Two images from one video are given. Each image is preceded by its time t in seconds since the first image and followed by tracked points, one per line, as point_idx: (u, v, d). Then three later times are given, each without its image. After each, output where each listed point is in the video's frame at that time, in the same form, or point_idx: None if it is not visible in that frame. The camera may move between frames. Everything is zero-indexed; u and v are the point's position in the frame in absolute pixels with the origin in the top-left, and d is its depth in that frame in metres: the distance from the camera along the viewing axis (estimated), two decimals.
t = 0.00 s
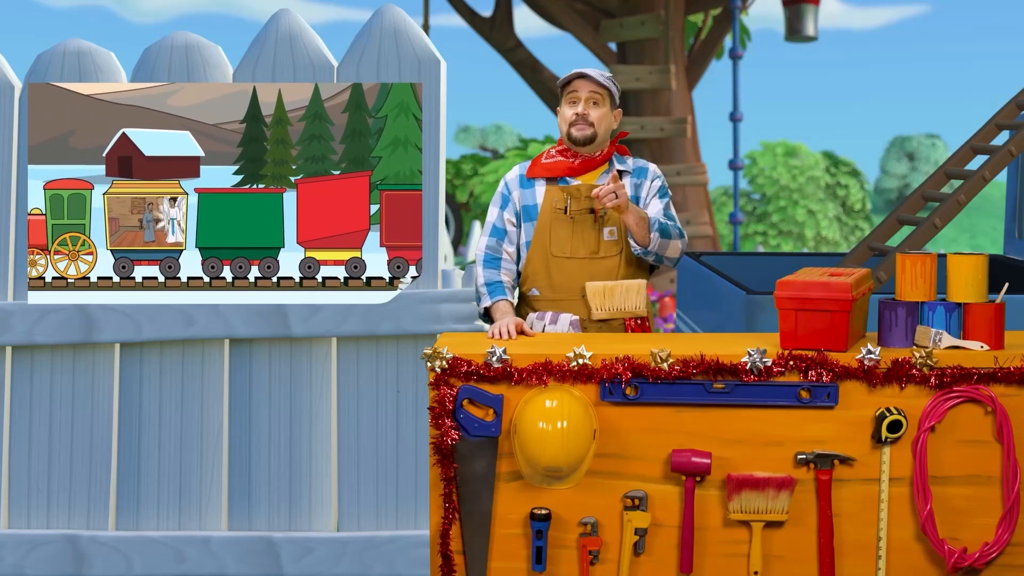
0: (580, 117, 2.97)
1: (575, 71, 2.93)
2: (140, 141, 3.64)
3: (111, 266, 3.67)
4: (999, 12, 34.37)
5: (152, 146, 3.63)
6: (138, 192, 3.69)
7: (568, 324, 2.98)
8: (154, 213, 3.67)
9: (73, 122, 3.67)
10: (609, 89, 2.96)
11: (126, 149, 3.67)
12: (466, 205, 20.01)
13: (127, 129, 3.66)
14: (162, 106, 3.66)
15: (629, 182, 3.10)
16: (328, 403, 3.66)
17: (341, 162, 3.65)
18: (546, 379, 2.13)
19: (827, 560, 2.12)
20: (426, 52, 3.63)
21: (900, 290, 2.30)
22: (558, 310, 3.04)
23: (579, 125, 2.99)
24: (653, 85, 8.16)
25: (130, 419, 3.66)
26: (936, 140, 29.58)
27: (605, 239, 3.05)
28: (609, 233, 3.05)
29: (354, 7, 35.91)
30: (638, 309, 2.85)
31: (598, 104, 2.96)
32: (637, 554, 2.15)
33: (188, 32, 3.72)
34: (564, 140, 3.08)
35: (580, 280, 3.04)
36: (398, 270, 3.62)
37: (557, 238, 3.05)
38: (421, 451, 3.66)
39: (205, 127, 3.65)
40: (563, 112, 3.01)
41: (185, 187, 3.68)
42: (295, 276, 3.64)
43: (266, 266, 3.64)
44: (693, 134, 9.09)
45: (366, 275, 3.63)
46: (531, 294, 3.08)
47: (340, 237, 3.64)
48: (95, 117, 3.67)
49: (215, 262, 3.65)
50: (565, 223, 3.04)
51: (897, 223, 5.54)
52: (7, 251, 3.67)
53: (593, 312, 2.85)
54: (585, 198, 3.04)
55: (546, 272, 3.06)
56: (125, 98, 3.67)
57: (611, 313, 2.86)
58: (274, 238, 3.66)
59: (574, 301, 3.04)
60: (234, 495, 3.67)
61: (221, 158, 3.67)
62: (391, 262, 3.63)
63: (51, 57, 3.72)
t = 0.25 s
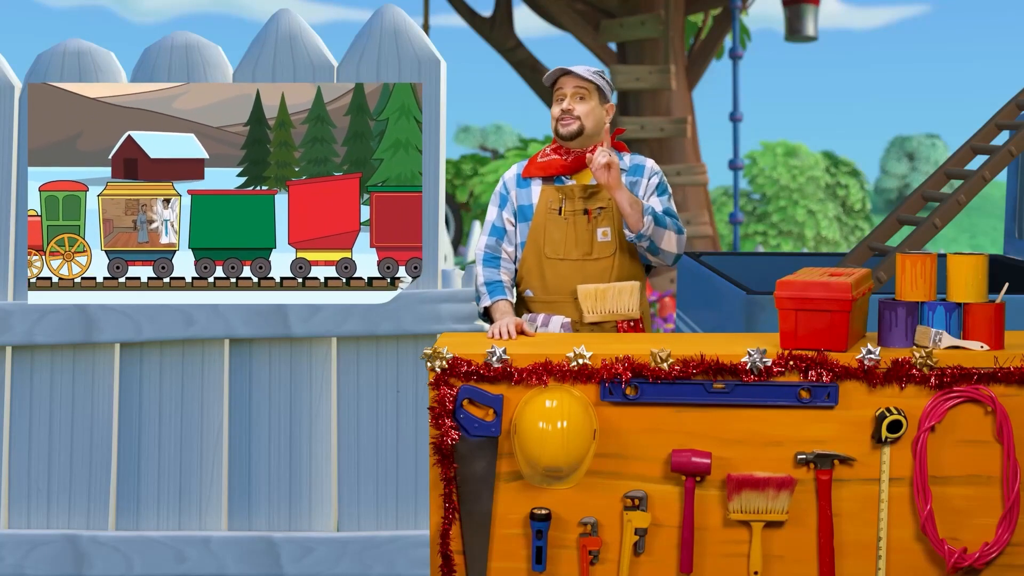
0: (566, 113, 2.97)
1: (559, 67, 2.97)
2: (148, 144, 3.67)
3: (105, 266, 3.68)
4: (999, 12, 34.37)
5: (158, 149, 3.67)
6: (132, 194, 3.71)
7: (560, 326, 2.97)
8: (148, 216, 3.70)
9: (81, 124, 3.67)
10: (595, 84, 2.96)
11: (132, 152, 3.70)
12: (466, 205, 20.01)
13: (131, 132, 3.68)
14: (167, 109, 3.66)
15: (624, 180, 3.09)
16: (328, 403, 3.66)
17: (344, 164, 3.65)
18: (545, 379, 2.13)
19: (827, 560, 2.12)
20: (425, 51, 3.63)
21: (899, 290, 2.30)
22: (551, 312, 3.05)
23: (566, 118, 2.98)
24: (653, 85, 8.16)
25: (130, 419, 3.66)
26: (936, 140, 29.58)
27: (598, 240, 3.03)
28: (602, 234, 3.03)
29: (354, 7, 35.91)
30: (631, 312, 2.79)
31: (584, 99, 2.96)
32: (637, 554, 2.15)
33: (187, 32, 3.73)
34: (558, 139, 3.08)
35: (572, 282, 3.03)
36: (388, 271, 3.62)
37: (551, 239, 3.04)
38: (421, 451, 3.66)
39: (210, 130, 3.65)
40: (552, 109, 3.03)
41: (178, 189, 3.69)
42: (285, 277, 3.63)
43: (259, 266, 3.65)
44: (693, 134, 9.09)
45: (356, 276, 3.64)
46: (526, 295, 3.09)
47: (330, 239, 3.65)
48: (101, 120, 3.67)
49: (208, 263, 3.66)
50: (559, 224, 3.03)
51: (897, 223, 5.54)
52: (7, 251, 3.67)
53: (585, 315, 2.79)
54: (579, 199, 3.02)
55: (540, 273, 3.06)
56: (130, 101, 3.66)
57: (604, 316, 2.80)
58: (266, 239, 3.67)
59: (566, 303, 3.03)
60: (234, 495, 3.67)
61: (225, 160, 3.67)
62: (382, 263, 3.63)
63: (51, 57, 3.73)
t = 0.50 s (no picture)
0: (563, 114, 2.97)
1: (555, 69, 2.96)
2: (152, 146, 3.67)
3: (99, 266, 3.70)
4: (999, 12, 34.37)
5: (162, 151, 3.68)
6: (125, 195, 3.73)
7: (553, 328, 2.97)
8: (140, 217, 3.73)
9: (87, 128, 3.70)
10: (591, 83, 2.94)
11: (137, 154, 3.71)
12: (467, 205, 20.01)
13: (137, 134, 3.68)
14: (172, 112, 3.68)
15: (624, 184, 3.08)
16: (328, 403, 3.66)
17: (345, 166, 3.66)
18: (546, 379, 2.13)
19: (827, 560, 2.12)
20: (425, 52, 3.63)
21: (899, 290, 2.30)
22: (546, 315, 3.05)
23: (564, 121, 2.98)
24: (653, 86, 8.16)
25: (130, 419, 3.66)
26: (936, 140, 29.58)
27: (595, 244, 3.04)
28: (599, 239, 3.04)
29: (354, 7, 35.90)
30: (624, 318, 2.78)
31: (580, 100, 2.95)
32: (637, 554, 2.15)
33: (187, 32, 3.73)
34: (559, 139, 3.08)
35: (567, 286, 3.03)
36: (377, 271, 3.64)
37: (548, 241, 3.05)
38: (421, 451, 3.66)
39: (214, 133, 3.67)
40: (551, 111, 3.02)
41: (171, 190, 3.72)
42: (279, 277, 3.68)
43: (249, 267, 3.67)
44: (693, 134, 9.09)
45: (347, 276, 3.66)
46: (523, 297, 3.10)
47: (321, 238, 3.68)
48: (107, 122, 3.69)
49: (200, 263, 3.67)
50: (557, 226, 3.03)
51: (897, 223, 5.54)
52: (7, 251, 3.67)
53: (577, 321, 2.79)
54: (577, 202, 3.03)
55: (536, 275, 3.07)
56: (137, 105, 3.68)
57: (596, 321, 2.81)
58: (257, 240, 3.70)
59: (559, 307, 3.04)
60: (234, 495, 3.67)
61: (229, 162, 3.70)
62: (371, 264, 3.65)
63: (51, 57, 3.74)
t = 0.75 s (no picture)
0: (571, 115, 2.96)
1: (562, 69, 2.94)
2: (158, 149, 3.67)
3: (94, 267, 3.69)
4: (999, 12, 34.37)
5: (168, 152, 3.67)
6: (119, 197, 3.71)
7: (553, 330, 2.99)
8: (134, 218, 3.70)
9: (93, 130, 3.68)
10: (600, 84, 2.93)
11: (142, 156, 3.70)
12: (466, 205, 20.01)
13: (142, 137, 3.68)
14: (177, 115, 3.66)
15: (626, 187, 3.08)
16: (328, 403, 3.66)
17: (348, 168, 3.65)
18: (546, 379, 2.13)
19: (827, 560, 2.12)
20: (426, 52, 3.63)
21: (900, 291, 2.30)
22: (547, 318, 3.08)
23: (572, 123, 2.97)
24: (653, 86, 8.16)
25: (130, 419, 3.66)
26: (936, 140, 29.58)
27: (596, 249, 3.05)
28: (601, 243, 3.05)
29: (354, 7, 35.90)
30: (626, 323, 2.77)
31: (589, 101, 2.94)
32: (636, 554, 2.15)
33: (187, 32, 3.74)
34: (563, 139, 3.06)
35: (568, 290, 3.06)
36: (367, 271, 3.63)
37: (549, 244, 3.06)
38: (421, 451, 3.66)
39: (218, 135, 3.66)
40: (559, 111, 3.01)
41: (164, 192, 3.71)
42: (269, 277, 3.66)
43: (242, 267, 3.67)
44: (693, 134, 9.09)
45: (338, 275, 3.66)
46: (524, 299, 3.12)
47: (312, 240, 3.68)
48: (114, 125, 3.68)
49: (193, 263, 3.67)
50: (559, 229, 3.04)
51: (897, 223, 5.54)
52: (7, 251, 3.67)
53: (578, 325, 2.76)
54: (579, 206, 3.03)
55: (538, 278, 3.09)
56: (143, 108, 3.68)
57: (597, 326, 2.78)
58: (249, 240, 3.69)
59: (560, 311, 3.07)
60: (234, 495, 3.67)
61: (233, 164, 3.70)
62: (361, 264, 3.64)
63: (51, 57, 3.73)
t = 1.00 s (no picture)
0: (573, 116, 2.97)
1: (563, 70, 2.94)
2: (164, 152, 3.62)
3: (87, 268, 3.65)
4: (999, 12, 34.37)
5: (173, 155, 3.61)
6: (113, 199, 3.66)
7: (556, 329, 2.99)
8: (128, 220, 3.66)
9: (99, 132, 3.65)
10: (601, 84, 2.92)
11: (147, 159, 3.65)
12: (466, 205, 20.01)
13: (149, 140, 3.64)
14: (183, 119, 3.64)
15: (629, 187, 3.08)
16: (328, 403, 3.66)
17: (349, 170, 3.63)
18: (546, 379, 2.13)
19: (827, 560, 2.12)
20: (426, 52, 3.63)
21: (900, 291, 2.30)
22: (550, 318, 3.07)
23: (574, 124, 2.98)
24: (653, 86, 8.16)
25: (130, 419, 3.66)
26: (936, 140, 29.58)
27: (600, 249, 3.05)
28: (604, 244, 3.05)
29: (354, 7, 35.89)
30: (628, 323, 2.77)
31: (591, 101, 2.94)
32: (637, 554, 2.15)
33: (188, 32, 3.73)
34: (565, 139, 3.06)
35: (571, 290, 3.05)
36: (357, 271, 3.61)
37: (552, 245, 3.06)
38: (421, 451, 3.66)
39: (223, 138, 3.62)
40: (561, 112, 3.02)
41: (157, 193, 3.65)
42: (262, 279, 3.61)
43: (232, 267, 3.62)
44: (693, 134, 9.09)
45: (333, 276, 3.62)
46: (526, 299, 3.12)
47: (301, 241, 3.61)
48: (121, 128, 3.64)
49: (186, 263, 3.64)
50: (562, 230, 3.04)
51: (897, 223, 5.54)
52: (7, 251, 3.67)
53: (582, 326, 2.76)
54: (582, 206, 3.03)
55: (540, 279, 3.08)
56: (149, 111, 3.65)
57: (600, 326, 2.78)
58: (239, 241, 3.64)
59: (564, 311, 3.06)
60: (234, 495, 3.67)
61: (237, 167, 3.64)
62: (350, 265, 3.62)
63: (51, 58, 3.71)
